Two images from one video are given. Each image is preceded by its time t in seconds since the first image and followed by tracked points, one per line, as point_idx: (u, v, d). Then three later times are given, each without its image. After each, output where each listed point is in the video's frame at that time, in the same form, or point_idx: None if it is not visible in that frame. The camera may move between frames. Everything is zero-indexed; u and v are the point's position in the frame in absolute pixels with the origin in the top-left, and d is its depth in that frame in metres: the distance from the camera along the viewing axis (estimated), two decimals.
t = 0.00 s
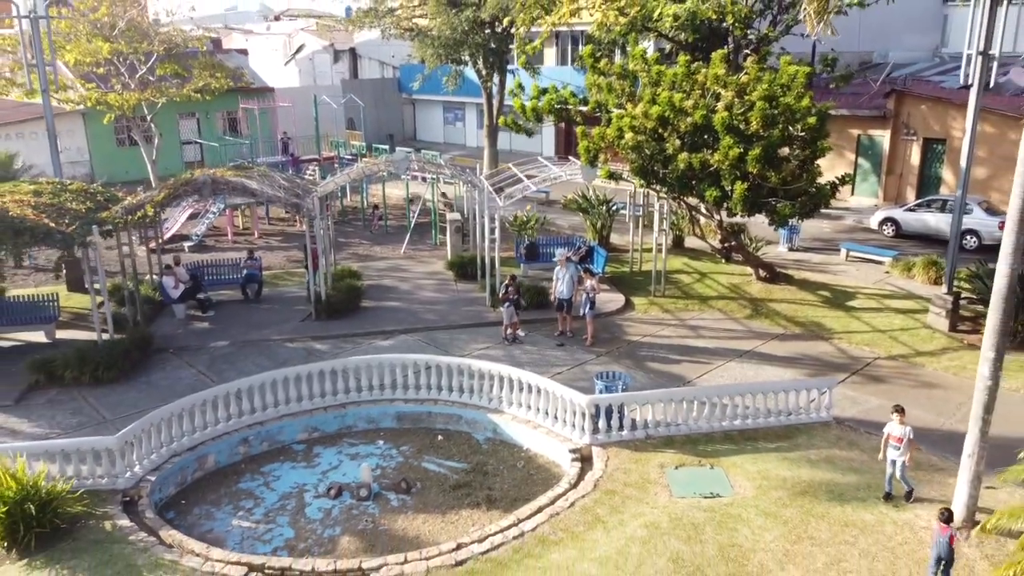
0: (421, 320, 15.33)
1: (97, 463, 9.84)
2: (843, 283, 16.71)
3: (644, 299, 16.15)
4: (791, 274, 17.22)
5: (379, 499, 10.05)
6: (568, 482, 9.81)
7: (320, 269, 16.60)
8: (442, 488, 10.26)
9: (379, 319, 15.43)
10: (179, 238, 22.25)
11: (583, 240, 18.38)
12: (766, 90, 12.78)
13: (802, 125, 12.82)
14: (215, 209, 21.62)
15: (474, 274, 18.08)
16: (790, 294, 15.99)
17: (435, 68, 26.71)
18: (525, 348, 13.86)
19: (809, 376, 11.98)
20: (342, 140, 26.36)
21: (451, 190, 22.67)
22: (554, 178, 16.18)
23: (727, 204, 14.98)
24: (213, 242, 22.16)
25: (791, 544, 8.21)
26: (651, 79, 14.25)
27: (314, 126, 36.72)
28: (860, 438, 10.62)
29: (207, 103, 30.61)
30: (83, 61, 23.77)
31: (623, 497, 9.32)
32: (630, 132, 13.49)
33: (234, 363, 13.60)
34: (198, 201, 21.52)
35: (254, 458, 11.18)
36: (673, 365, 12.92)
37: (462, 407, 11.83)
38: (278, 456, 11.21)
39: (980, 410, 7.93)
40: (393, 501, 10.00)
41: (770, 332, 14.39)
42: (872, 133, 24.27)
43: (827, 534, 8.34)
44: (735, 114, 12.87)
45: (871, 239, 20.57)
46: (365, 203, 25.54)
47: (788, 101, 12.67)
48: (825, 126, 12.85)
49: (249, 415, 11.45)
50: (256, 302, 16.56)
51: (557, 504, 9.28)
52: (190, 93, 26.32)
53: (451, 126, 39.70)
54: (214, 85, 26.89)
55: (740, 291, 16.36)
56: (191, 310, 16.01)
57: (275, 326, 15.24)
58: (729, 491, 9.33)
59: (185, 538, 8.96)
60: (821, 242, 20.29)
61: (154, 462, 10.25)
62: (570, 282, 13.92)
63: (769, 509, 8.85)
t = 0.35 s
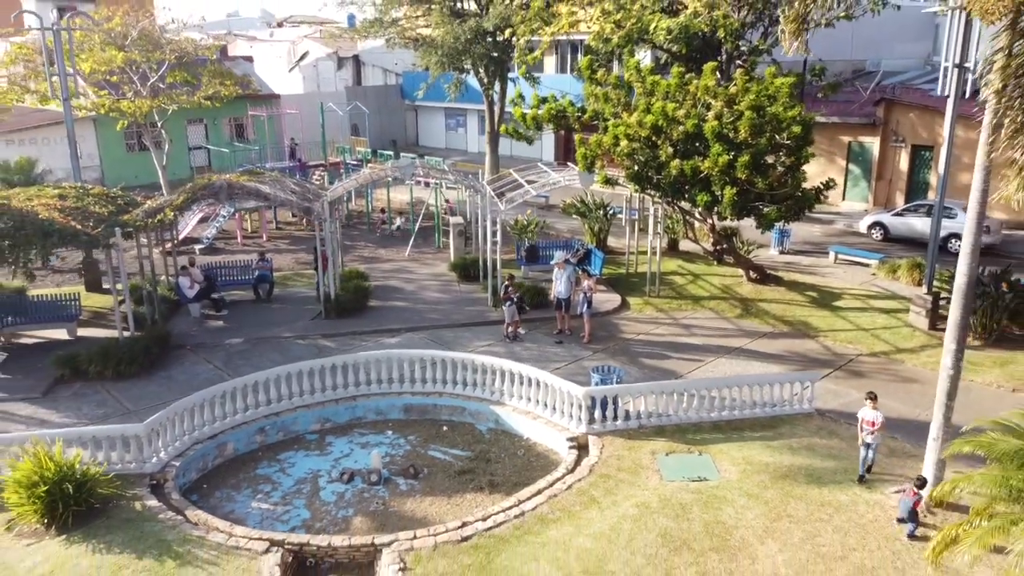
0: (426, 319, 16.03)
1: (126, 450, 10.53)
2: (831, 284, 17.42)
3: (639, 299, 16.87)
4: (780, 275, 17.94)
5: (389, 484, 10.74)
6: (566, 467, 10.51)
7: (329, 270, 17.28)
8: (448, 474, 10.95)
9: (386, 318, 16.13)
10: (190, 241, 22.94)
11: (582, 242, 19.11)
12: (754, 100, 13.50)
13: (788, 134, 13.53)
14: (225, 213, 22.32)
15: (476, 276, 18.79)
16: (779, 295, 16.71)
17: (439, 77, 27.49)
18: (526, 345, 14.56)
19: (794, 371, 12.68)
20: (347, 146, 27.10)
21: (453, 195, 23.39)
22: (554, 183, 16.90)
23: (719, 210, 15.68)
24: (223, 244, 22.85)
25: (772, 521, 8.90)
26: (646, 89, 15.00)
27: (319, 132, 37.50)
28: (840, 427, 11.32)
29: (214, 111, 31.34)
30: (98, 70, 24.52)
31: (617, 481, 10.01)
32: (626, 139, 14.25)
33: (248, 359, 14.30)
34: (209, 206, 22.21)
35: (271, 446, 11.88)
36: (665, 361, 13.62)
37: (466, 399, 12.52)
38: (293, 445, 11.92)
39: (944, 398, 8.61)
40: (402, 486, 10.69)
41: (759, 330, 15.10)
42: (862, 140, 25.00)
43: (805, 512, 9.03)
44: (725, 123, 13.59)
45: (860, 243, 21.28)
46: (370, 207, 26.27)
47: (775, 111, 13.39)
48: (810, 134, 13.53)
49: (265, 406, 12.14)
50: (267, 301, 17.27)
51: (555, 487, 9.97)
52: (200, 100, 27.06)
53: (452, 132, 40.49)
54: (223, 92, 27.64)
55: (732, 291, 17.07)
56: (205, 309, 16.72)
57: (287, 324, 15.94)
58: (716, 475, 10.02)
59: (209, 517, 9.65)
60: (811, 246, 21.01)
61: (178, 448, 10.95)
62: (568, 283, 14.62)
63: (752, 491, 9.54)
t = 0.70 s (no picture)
0: (430, 320, 16.75)
1: (150, 441, 11.23)
2: (818, 288, 18.14)
3: (634, 301, 17.59)
4: (769, 280, 18.67)
5: (395, 474, 11.44)
6: (562, 458, 11.21)
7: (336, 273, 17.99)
8: (451, 465, 11.65)
9: (391, 320, 16.85)
10: (199, 245, 23.66)
11: (579, 247, 19.84)
12: (740, 112, 14.24)
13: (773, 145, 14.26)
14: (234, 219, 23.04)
15: (478, 279, 19.51)
16: (768, 298, 17.44)
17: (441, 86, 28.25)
18: (525, 345, 15.27)
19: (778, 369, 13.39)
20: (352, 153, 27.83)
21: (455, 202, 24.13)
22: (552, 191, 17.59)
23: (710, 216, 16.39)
24: (231, 249, 23.58)
25: (752, 506, 9.60)
26: (639, 102, 15.75)
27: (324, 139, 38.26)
28: (820, 422, 12.04)
29: (221, 118, 32.08)
30: (111, 79, 25.28)
31: (609, 470, 10.72)
32: (619, 150, 14.98)
33: (260, 358, 15.02)
34: (218, 212, 22.94)
35: (283, 440, 12.58)
36: (657, 360, 14.34)
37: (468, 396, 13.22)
38: (304, 438, 12.62)
39: (911, 391, 9.28)
40: (408, 476, 11.39)
41: (748, 331, 15.82)
42: (852, 148, 25.75)
43: (782, 497, 9.73)
44: (713, 134, 14.34)
45: (848, 248, 22.01)
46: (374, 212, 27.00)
47: (760, 122, 14.13)
48: (794, 145, 14.27)
49: (278, 402, 12.84)
50: (277, 304, 17.99)
51: (551, 476, 10.67)
52: (208, 108, 27.82)
53: (453, 140, 41.28)
54: (231, 101, 28.40)
55: (723, 294, 17.80)
56: (218, 311, 17.43)
57: (297, 325, 16.66)
58: (702, 465, 10.73)
59: (228, 504, 10.34)
60: (801, 251, 21.73)
61: (198, 440, 11.65)
62: (566, 286, 15.34)
63: (735, 479, 10.25)
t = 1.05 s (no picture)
0: (433, 322, 17.49)
1: (171, 435, 11.94)
2: (806, 291, 18.88)
3: (629, 304, 18.32)
4: (759, 283, 19.41)
5: (401, 466, 12.16)
6: (558, 450, 11.93)
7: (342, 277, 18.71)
8: (453, 457, 12.37)
9: (395, 322, 17.58)
10: (208, 250, 24.40)
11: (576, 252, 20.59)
12: (727, 125, 14.98)
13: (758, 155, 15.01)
14: (242, 225, 23.79)
15: (478, 283, 20.24)
16: (757, 301, 18.19)
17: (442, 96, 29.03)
18: (524, 345, 16.00)
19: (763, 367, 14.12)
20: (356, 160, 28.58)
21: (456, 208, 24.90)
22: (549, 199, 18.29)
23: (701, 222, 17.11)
24: (239, 254, 24.31)
25: (734, 493, 10.32)
26: (632, 113, 16.50)
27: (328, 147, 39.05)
28: (802, 417, 12.76)
29: (227, 126, 32.82)
30: (123, 89, 26.05)
31: (602, 462, 11.43)
32: (613, 159, 15.73)
33: (271, 358, 15.75)
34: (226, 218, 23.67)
35: (295, 435, 13.30)
36: (649, 360, 15.07)
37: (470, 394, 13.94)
38: (315, 433, 13.34)
39: (881, 386, 9.99)
40: (413, 467, 12.11)
41: (737, 332, 16.55)
42: (842, 156, 26.52)
43: (763, 486, 10.45)
44: (702, 145, 15.08)
45: (837, 253, 22.76)
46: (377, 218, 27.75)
47: (746, 134, 14.88)
48: (778, 156, 14.95)
49: (290, 399, 13.56)
50: (285, 307, 18.71)
51: (548, 466, 11.39)
52: (216, 116, 28.59)
53: (454, 147, 42.09)
54: (238, 110, 29.17)
55: (714, 298, 18.53)
56: (229, 313, 18.16)
57: (305, 327, 17.39)
58: (689, 457, 11.46)
59: (245, 492, 11.05)
60: (791, 256, 22.46)
61: (215, 434, 12.36)
62: (563, 290, 16.07)
63: (719, 469, 10.97)
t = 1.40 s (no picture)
0: (436, 326, 18.24)
1: (190, 431, 12.68)
2: (794, 296, 19.64)
3: (624, 308, 19.10)
4: (749, 289, 20.19)
5: (407, 460, 12.91)
6: (554, 446, 12.68)
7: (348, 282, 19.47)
8: (456, 453, 13.13)
9: (399, 325, 18.34)
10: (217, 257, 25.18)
11: (573, 259, 21.38)
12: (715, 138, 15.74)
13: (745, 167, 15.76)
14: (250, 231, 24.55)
15: (479, 288, 21.01)
16: (746, 305, 18.96)
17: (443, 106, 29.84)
18: (523, 347, 16.76)
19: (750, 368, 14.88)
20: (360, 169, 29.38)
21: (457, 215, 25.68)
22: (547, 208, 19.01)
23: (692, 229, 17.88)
24: (247, 259, 25.09)
25: (718, 485, 11.07)
26: (627, 126, 17.28)
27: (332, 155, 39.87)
28: (785, 415, 13.51)
29: (232, 135, 33.57)
30: (134, 100, 26.85)
31: (596, 456, 12.18)
32: (608, 171, 16.51)
33: (281, 359, 16.51)
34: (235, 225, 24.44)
35: (306, 432, 14.04)
36: (641, 361, 15.82)
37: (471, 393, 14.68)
38: (324, 430, 14.10)
39: (854, 384, 10.75)
40: (418, 462, 12.85)
41: (726, 335, 17.33)
42: (832, 165, 27.32)
43: (745, 478, 11.20)
44: (691, 158, 15.84)
45: (826, 259, 23.53)
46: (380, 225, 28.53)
47: (733, 147, 15.64)
48: (765, 168, 15.70)
49: (301, 398, 14.30)
50: (293, 311, 19.46)
51: (545, 461, 12.15)
52: (224, 126, 29.37)
53: (455, 155, 42.92)
54: (245, 119, 29.96)
55: (705, 302, 19.31)
56: (239, 317, 18.92)
57: (313, 330, 18.15)
58: (677, 451, 12.21)
59: (261, 484, 11.80)
60: (782, 262, 23.23)
61: (231, 431, 13.10)
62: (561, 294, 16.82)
63: (705, 463, 11.71)
